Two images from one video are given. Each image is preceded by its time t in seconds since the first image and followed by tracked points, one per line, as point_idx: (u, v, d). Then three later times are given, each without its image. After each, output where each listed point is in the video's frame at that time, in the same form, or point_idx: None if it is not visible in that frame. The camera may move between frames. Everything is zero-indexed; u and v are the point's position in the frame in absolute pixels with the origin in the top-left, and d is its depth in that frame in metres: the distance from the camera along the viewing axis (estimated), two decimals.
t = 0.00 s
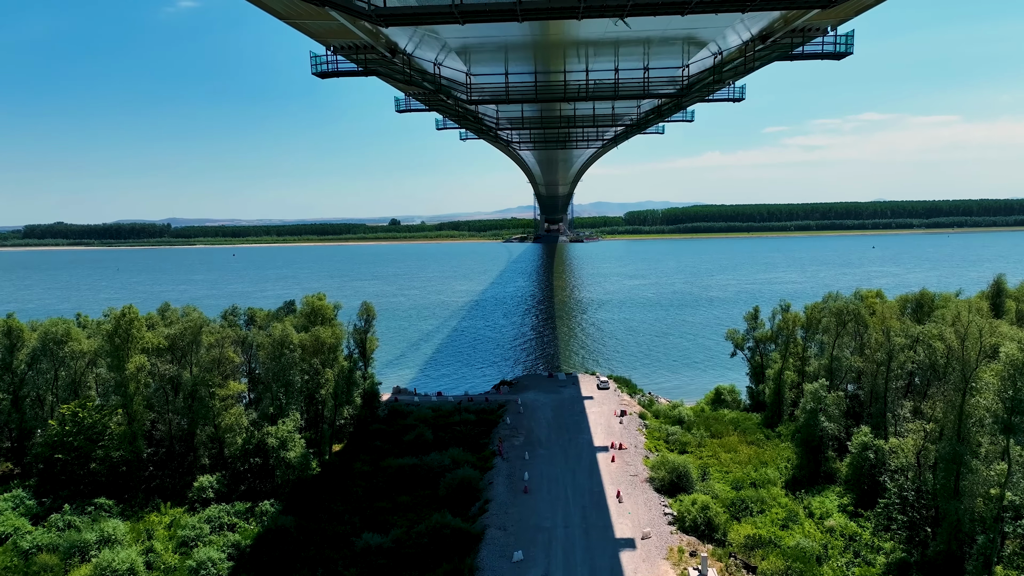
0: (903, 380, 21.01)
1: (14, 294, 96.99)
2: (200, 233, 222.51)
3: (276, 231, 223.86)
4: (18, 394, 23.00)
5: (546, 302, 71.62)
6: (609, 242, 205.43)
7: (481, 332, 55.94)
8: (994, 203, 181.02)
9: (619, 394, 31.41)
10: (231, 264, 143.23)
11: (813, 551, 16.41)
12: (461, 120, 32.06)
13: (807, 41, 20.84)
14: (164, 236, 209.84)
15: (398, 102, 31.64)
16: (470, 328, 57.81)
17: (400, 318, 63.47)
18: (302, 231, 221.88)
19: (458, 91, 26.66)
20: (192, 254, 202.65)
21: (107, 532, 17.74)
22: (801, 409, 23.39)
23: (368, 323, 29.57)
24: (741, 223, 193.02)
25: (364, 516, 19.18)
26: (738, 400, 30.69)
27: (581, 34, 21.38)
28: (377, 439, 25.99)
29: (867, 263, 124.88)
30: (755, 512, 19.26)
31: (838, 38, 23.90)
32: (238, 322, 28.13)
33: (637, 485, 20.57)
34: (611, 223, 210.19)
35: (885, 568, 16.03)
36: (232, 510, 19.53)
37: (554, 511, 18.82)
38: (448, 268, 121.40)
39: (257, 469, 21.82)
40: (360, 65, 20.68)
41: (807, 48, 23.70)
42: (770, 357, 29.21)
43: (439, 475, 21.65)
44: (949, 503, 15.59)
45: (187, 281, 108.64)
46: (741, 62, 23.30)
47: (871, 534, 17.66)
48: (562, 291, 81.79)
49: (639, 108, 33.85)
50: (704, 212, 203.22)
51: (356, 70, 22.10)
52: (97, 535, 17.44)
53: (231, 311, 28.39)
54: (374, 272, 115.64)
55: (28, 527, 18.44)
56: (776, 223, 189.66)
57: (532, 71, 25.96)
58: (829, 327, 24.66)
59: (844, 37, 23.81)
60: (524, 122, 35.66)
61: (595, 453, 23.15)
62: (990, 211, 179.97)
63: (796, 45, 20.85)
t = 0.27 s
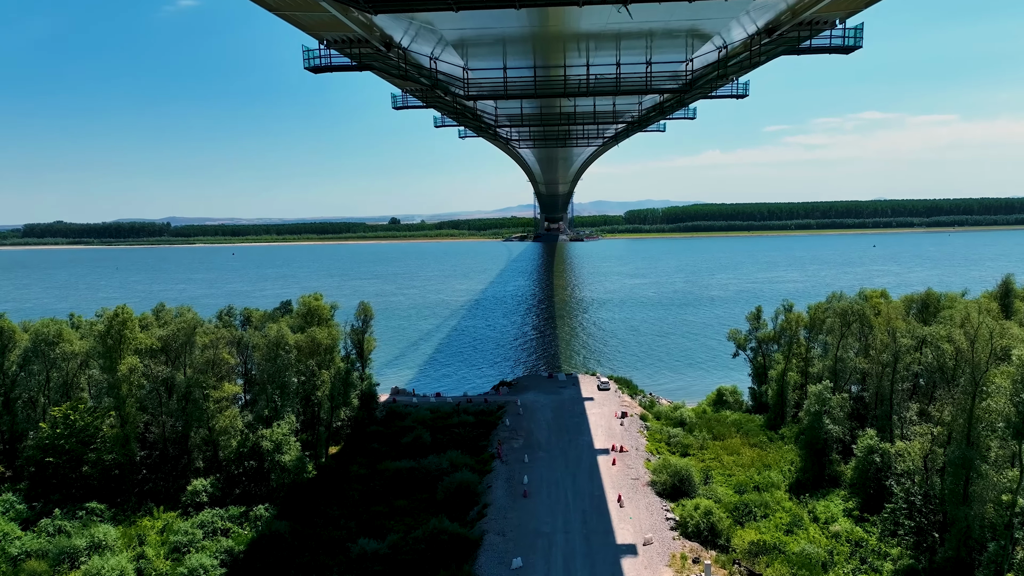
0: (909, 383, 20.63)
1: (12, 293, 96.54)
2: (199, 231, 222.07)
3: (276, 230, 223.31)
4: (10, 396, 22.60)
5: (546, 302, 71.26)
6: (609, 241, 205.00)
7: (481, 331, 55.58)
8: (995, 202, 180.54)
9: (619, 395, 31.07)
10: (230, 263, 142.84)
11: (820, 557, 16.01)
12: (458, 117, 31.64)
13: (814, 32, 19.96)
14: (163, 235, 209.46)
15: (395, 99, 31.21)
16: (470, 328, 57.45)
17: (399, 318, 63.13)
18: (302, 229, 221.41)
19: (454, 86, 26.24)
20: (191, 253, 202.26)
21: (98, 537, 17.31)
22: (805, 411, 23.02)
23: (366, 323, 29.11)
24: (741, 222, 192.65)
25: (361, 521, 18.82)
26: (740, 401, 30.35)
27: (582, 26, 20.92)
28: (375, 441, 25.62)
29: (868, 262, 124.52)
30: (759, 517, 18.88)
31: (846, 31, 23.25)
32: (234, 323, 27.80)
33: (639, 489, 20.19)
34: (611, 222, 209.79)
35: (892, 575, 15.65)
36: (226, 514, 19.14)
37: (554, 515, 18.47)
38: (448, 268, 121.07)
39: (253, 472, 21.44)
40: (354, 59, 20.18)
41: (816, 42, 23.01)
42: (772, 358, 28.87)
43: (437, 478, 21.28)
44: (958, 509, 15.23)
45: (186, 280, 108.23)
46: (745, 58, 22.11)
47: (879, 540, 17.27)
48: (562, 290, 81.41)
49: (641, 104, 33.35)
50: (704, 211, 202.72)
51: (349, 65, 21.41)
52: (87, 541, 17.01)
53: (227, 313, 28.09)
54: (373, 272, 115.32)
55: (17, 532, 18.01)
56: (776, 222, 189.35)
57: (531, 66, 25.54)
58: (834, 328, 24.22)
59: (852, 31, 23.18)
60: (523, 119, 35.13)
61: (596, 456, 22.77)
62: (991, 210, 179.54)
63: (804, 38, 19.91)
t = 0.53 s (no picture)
0: (915, 384, 20.28)
1: (9, 292, 96.16)
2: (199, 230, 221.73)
3: (275, 229, 222.87)
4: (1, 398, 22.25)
5: (546, 301, 70.87)
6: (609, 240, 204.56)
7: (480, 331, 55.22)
8: (996, 200, 179.93)
9: (620, 395, 30.72)
10: (230, 261, 142.50)
11: (826, 564, 15.61)
12: (456, 114, 31.20)
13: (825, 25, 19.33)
14: (163, 234, 209.17)
15: (392, 95, 30.78)
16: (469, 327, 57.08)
17: (398, 317, 62.79)
18: (301, 228, 220.99)
19: (451, 81, 25.79)
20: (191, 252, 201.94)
21: (88, 543, 16.90)
22: (809, 413, 22.64)
23: (363, 323, 28.77)
24: (741, 220, 192.25)
25: (357, 526, 18.47)
26: (742, 403, 30.00)
27: (583, 20, 20.53)
28: (372, 443, 25.25)
29: (869, 260, 124.11)
30: (762, 521, 18.53)
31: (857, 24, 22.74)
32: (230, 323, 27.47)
33: (640, 493, 19.86)
34: (611, 220, 209.33)
35: None
36: (220, 519, 18.78)
37: (553, 520, 18.11)
38: (448, 266, 120.76)
39: (248, 475, 21.11)
40: (348, 53, 19.61)
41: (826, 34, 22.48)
42: (775, 359, 28.49)
43: (435, 481, 20.96)
44: (968, 516, 14.88)
45: (185, 279, 107.88)
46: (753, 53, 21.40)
47: (885, 546, 16.90)
48: (562, 289, 81.02)
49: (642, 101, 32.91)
50: (705, 209, 202.22)
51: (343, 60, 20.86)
52: (77, 547, 16.59)
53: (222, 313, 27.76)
54: (373, 270, 114.98)
55: (6, 537, 17.63)
56: (777, 220, 188.91)
57: (530, 60, 25.11)
58: (838, 328, 23.82)
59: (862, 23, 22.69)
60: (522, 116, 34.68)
61: (596, 458, 22.43)
62: (991, 208, 179.04)
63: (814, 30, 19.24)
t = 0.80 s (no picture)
0: (922, 386, 19.92)
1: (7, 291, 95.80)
2: (199, 229, 221.35)
3: (275, 228, 222.46)
4: None
5: (546, 300, 70.50)
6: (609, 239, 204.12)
7: (480, 330, 54.88)
8: (996, 199, 179.34)
9: (621, 397, 30.37)
10: (229, 260, 142.16)
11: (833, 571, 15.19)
12: (454, 111, 30.76)
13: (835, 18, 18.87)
14: (162, 233, 208.82)
15: (389, 92, 30.38)
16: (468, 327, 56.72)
17: (397, 316, 62.44)
18: (301, 227, 220.61)
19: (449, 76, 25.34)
20: (190, 251, 201.60)
21: (78, 549, 16.42)
22: (813, 415, 22.29)
23: (361, 324, 28.47)
24: (742, 219, 191.89)
25: (353, 531, 18.11)
26: (745, 404, 29.66)
27: (585, 12, 20.11)
28: (369, 445, 24.88)
29: (869, 259, 123.68)
30: (766, 527, 18.17)
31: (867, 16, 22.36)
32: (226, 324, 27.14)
33: (642, 497, 19.50)
34: (611, 219, 208.97)
35: None
36: (214, 524, 18.40)
37: (554, 526, 17.75)
38: (448, 265, 120.38)
39: (243, 479, 20.74)
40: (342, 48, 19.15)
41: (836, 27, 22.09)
42: (779, 360, 28.13)
43: (433, 485, 20.60)
44: (978, 523, 14.51)
45: (184, 278, 107.53)
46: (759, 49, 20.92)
47: (892, 552, 16.51)
48: (562, 288, 80.68)
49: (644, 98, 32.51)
50: (705, 208, 201.77)
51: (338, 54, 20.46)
52: (66, 554, 16.07)
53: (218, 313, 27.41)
54: (372, 269, 114.62)
55: None
56: (777, 219, 188.53)
57: (531, 55, 24.68)
58: (843, 329, 23.39)
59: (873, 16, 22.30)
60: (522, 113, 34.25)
61: (597, 462, 22.06)
62: (992, 207, 178.55)
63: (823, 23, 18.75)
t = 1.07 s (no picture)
0: (929, 388, 19.56)
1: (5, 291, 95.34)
2: (198, 227, 220.89)
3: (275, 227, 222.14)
4: None
5: (546, 300, 70.14)
6: (609, 237, 203.71)
7: (479, 330, 54.51)
8: (997, 198, 179.00)
9: (622, 398, 30.03)
10: (228, 259, 141.77)
11: None
12: (453, 108, 30.36)
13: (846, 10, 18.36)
14: (162, 232, 208.33)
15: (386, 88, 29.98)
16: (468, 326, 56.38)
17: (396, 316, 62.09)
18: (301, 226, 220.28)
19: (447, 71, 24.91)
20: (190, 250, 201.15)
21: (68, 556, 16.01)
22: (818, 418, 21.90)
23: (359, 325, 28.15)
24: (742, 218, 191.44)
25: (349, 537, 17.75)
26: (747, 405, 29.32)
27: (587, 4, 19.72)
28: (367, 448, 24.52)
29: (870, 259, 123.26)
30: (771, 532, 17.80)
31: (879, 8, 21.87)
32: (222, 325, 26.85)
33: (644, 501, 19.13)
34: (611, 218, 208.53)
35: None
36: (207, 529, 18.02)
37: (554, 532, 17.38)
38: (448, 264, 120.09)
39: (238, 482, 20.36)
40: (337, 42, 18.63)
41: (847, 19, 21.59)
42: (782, 360, 27.79)
43: (431, 489, 20.23)
44: (990, 530, 14.13)
45: (183, 277, 107.13)
46: (767, 43, 20.39)
47: (901, 559, 16.13)
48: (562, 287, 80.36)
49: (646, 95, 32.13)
50: (706, 207, 201.36)
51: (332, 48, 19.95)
52: (55, 560, 15.70)
53: (214, 314, 27.14)
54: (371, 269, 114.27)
55: None
56: (778, 218, 188.09)
57: (531, 49, 24.26)
58: (848, 330, 22.93)
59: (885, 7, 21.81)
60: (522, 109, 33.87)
61: (598, 465, 21.67)
62: (992, 206, 178.21)
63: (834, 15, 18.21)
